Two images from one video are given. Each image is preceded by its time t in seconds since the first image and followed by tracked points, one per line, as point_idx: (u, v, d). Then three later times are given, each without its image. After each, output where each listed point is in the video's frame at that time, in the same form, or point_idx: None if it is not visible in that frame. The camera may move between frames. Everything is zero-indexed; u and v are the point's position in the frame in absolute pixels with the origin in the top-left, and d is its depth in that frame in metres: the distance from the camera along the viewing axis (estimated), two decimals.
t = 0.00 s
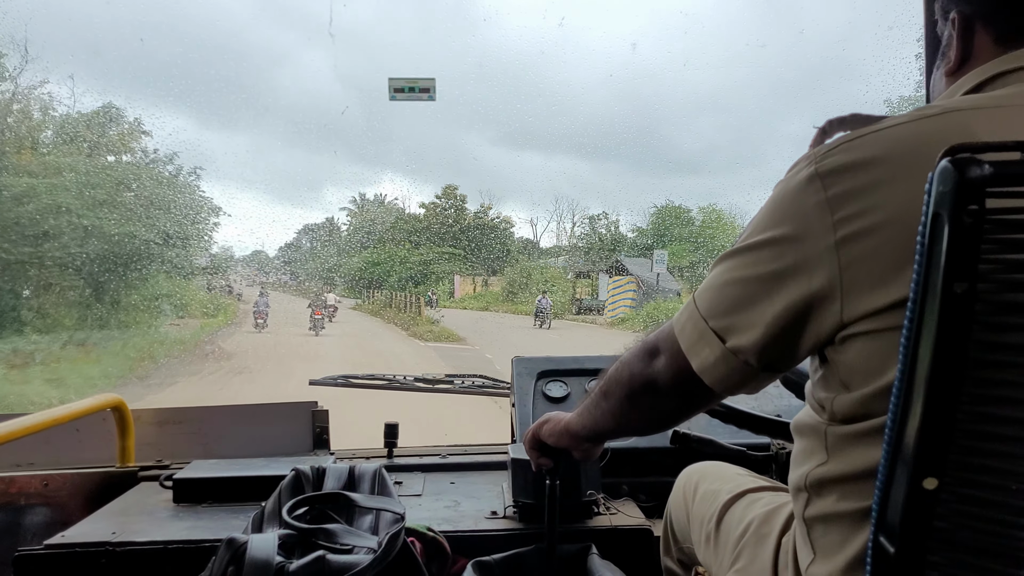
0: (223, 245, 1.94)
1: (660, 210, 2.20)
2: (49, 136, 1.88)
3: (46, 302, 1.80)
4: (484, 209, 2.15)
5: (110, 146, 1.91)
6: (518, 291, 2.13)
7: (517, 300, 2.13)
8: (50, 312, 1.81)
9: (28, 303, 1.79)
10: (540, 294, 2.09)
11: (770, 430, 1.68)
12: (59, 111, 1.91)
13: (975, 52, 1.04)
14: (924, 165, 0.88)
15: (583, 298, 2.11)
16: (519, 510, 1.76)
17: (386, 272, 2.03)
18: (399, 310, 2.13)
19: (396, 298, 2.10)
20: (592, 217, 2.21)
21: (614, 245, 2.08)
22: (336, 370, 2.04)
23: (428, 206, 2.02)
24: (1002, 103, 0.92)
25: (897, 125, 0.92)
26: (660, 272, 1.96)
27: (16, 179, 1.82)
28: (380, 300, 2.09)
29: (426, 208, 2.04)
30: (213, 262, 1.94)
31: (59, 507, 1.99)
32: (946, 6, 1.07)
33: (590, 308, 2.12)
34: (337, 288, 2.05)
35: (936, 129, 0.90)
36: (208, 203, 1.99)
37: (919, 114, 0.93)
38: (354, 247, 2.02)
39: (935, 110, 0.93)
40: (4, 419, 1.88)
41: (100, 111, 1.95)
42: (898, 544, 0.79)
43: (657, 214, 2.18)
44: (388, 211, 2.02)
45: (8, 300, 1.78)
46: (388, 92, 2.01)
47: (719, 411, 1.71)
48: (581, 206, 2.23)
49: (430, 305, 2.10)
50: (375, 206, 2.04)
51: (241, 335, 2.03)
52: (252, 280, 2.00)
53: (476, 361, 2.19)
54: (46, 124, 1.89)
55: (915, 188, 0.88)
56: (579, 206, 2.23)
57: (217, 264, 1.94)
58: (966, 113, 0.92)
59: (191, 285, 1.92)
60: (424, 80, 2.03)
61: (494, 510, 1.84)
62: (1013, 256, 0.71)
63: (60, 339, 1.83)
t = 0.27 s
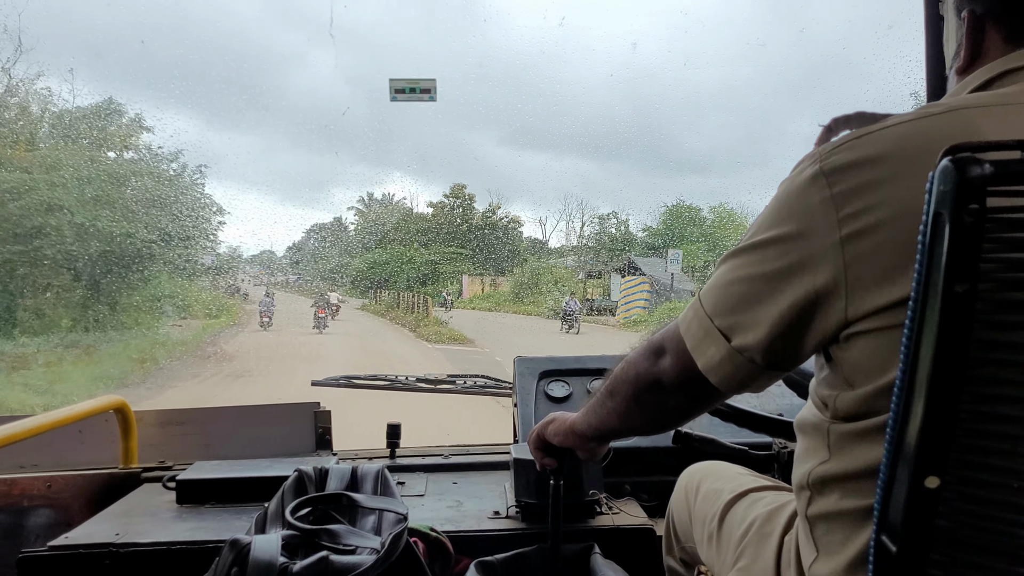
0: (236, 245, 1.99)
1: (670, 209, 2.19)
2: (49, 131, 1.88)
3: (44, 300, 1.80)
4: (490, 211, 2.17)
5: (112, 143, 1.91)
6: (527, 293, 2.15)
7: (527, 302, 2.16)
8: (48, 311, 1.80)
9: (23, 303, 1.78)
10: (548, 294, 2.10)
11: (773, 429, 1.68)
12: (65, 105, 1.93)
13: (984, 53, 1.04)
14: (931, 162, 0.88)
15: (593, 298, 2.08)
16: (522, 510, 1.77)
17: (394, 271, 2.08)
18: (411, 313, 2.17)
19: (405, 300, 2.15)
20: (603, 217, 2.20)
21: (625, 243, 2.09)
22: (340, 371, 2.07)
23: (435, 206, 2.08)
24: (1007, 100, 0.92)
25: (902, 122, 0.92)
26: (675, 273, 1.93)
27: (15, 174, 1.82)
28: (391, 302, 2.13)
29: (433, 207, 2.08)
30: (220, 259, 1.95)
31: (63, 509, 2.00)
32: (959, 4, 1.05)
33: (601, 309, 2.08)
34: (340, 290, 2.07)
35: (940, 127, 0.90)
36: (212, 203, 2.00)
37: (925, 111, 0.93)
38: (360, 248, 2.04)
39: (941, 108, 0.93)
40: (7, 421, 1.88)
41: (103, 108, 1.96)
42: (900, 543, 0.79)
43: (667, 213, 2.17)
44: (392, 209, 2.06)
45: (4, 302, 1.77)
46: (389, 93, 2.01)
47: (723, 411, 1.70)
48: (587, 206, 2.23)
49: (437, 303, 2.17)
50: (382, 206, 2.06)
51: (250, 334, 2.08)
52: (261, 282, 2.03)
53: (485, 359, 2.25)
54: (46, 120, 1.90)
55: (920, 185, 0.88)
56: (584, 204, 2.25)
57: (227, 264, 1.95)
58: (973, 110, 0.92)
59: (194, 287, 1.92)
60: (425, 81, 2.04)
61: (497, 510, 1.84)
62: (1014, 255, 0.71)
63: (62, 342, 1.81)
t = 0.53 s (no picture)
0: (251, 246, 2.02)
1: (684, 209, 2.26)
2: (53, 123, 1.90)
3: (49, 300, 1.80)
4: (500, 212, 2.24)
5: (124, 140, 1.95)
6: (540, 294, 2.29)
7: (541, 301, 2.29)
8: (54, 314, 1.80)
9: (22, 302, 1.77)
10: (561, 296, 2.25)
11: (786, 438, 1.68)
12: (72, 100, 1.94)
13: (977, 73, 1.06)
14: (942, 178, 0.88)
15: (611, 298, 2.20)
16: (533, 517, 1.77)
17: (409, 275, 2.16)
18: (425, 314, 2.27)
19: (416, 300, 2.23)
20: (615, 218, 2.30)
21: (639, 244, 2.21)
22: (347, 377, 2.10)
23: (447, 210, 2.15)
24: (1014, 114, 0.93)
25: (910, 138, 0.93)
26: (693, 273, 2.00)
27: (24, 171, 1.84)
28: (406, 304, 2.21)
29: (445, 208, 2.15)
30: (231, 262, 1.99)
31: (73, 512, 2.01)
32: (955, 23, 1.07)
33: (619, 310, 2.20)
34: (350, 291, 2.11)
35: (949, 141, 0.91)
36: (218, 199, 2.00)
37: (934, 125, 0.94)
38: (367, 252, 2.09)
39: (948, 122, 0.94)
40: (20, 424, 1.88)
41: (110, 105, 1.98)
42: (921, 553, 0.79)
43: (681, 214, 2.25)
44: (406, 211, 2.14)
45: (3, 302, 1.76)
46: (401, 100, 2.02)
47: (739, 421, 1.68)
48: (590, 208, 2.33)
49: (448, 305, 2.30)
50: (394, 207, 2.13)
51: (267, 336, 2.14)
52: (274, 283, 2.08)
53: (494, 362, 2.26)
54: (51, 115, 1.91)
55: (932, 200, 0.88)
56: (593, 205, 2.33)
57: (239, 266, 1.99)
58: (980, 124, 0.92)
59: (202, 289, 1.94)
60: (436, 88, 2.05)
61: (507, 516, 1.85)
62: None
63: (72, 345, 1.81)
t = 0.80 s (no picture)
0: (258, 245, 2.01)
1: (700, 208, 2.23)
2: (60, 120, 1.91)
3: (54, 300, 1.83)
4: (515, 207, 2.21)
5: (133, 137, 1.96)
6: (554, 293, 2.24)
7: (556, 301, 2.24)
8: (58, 315, 1.82)
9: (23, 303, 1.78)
10: (575, 296, 2.19)
11: (789, 444, 1.67)
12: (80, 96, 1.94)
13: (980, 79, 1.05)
14: (946, 187, 0.88)
15: (625, 300, 2.16)
16: (535, 522, 1.77)
17: (418, 273, 2.14)
18: (435, 315, 2.19)
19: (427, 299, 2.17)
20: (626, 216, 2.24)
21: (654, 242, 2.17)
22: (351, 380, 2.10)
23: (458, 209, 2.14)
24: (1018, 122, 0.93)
25: (914, 145, 0.93)
26: (712, 273, 1.88)
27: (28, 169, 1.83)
28: (415, 302, 2.16)
29: (457, 206, 2.13)
30: (240, 260, 1.99)
31: (76, 514, 2.01)
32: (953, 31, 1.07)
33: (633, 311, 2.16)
34: (350, 288, 2.10)
35: (953, 149, 0.91)
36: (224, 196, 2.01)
37: (937, 133, 0.94)
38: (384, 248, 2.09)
39: (952, 130, 0.94)
40: (24, 426, 1.89)
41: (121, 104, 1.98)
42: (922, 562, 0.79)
43: (696, 213, 2.21)
44: (417, 209, 2.12)
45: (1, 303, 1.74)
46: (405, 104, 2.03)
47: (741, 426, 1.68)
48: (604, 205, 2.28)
49: (461, 306, 2.22)
50: (405, 205, 2.12)
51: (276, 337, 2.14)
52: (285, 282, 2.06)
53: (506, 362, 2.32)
54: (54, 112, 1.91)
55: (936, 208, 0.88)
56: (606, 201, 2.29)
57: (247, 267, 1.99)
58: (984, 132, 0.92)
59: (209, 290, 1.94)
60: (440, 92, 2.06)
61: (510, 521, 1.84)
62: None
63: (79, 347, 1.82)
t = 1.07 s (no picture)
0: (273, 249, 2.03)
1: (712, 205, 2.18)
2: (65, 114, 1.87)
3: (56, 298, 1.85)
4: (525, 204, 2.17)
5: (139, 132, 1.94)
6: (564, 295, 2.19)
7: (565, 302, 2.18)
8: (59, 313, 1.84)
9: (26, 303, 1.79)
10: (588, 294, 2.15)
11: (791, 443, 1.66)
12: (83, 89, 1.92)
13: (999, 68, 1.03)
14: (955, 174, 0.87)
15: (639, 298, 2.19)
16: (535, 521, 1.75)
17: (428, 270, 2.15)
18: (436, 312, 2.26)
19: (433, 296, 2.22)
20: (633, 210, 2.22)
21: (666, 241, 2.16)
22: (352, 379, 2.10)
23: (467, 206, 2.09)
24: None
25: (922, 135, 0.92)
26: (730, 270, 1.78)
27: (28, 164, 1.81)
28: (414, 299, 2.23)
29: (467, 204, 2.09)
30: (245, 258, 1.99)
31: (76, 513, 2.01)
32: (972, 16, 1.04)
33: (646, 309, 2.19)
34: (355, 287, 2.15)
35: (961, 138, 0.90)
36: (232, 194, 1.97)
37: (945, 123, 0.93)
38: (393, 246, 2.11)
39: (961, 119, 0.93)
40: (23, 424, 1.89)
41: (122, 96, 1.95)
42: (923, 558, 0.78)
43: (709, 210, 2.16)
44: (427, 208, 2.11)
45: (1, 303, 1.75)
46: (406, 102, 2.02)
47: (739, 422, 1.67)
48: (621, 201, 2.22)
49: (470, 303, 2.24)
50: (416, 202, 2.12)
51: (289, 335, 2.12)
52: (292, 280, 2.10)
53: (509, 358, 2.31)
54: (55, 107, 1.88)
55: (943, 197, 0.87)
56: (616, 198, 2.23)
57: (264, 262, 2.04)
58: (993, 122, 0.91)
59: (213, 288, 1.95)
60: (441, 90, 2.06)
61: (510, 520, 1.83)
62: None
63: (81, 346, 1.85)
